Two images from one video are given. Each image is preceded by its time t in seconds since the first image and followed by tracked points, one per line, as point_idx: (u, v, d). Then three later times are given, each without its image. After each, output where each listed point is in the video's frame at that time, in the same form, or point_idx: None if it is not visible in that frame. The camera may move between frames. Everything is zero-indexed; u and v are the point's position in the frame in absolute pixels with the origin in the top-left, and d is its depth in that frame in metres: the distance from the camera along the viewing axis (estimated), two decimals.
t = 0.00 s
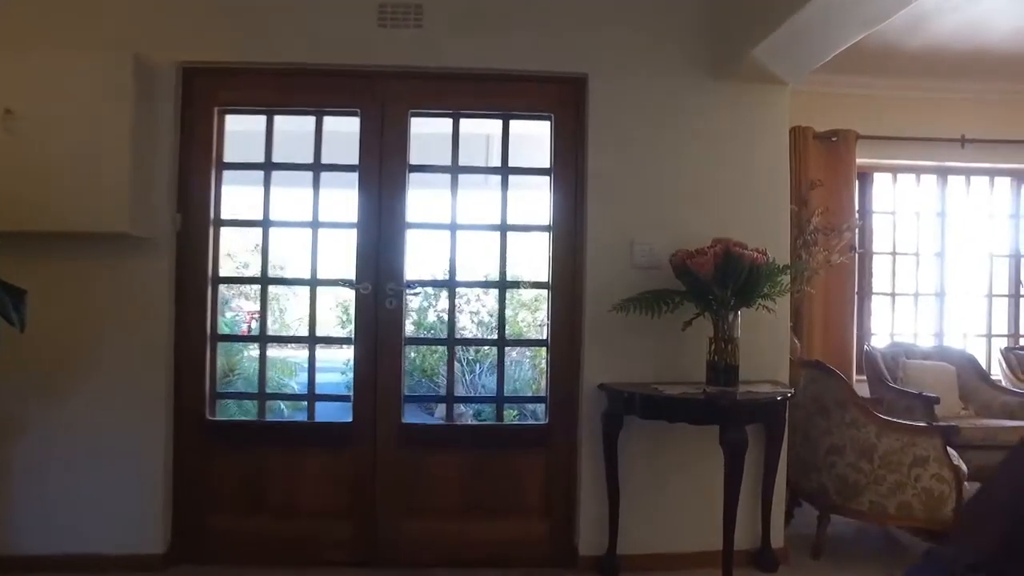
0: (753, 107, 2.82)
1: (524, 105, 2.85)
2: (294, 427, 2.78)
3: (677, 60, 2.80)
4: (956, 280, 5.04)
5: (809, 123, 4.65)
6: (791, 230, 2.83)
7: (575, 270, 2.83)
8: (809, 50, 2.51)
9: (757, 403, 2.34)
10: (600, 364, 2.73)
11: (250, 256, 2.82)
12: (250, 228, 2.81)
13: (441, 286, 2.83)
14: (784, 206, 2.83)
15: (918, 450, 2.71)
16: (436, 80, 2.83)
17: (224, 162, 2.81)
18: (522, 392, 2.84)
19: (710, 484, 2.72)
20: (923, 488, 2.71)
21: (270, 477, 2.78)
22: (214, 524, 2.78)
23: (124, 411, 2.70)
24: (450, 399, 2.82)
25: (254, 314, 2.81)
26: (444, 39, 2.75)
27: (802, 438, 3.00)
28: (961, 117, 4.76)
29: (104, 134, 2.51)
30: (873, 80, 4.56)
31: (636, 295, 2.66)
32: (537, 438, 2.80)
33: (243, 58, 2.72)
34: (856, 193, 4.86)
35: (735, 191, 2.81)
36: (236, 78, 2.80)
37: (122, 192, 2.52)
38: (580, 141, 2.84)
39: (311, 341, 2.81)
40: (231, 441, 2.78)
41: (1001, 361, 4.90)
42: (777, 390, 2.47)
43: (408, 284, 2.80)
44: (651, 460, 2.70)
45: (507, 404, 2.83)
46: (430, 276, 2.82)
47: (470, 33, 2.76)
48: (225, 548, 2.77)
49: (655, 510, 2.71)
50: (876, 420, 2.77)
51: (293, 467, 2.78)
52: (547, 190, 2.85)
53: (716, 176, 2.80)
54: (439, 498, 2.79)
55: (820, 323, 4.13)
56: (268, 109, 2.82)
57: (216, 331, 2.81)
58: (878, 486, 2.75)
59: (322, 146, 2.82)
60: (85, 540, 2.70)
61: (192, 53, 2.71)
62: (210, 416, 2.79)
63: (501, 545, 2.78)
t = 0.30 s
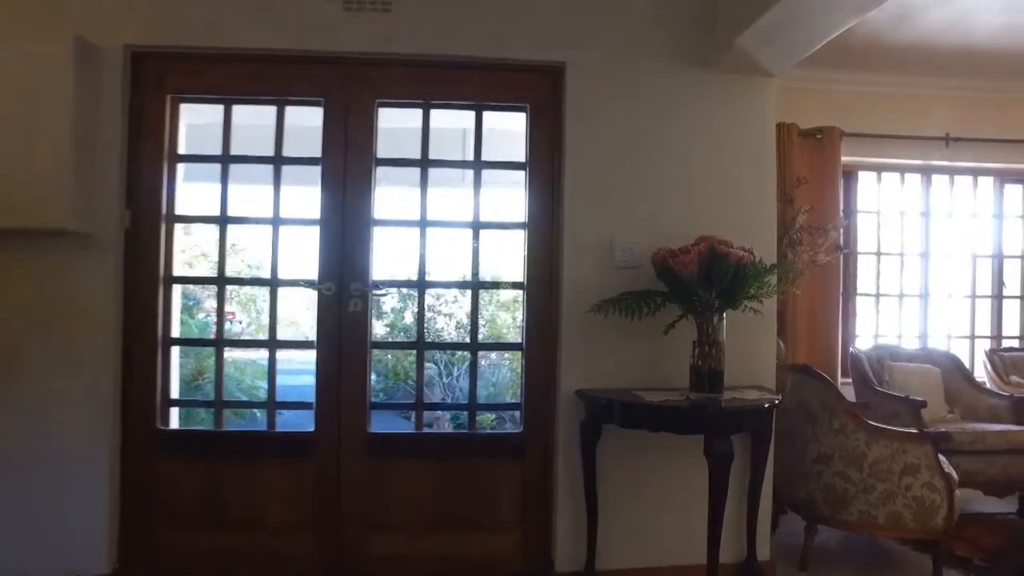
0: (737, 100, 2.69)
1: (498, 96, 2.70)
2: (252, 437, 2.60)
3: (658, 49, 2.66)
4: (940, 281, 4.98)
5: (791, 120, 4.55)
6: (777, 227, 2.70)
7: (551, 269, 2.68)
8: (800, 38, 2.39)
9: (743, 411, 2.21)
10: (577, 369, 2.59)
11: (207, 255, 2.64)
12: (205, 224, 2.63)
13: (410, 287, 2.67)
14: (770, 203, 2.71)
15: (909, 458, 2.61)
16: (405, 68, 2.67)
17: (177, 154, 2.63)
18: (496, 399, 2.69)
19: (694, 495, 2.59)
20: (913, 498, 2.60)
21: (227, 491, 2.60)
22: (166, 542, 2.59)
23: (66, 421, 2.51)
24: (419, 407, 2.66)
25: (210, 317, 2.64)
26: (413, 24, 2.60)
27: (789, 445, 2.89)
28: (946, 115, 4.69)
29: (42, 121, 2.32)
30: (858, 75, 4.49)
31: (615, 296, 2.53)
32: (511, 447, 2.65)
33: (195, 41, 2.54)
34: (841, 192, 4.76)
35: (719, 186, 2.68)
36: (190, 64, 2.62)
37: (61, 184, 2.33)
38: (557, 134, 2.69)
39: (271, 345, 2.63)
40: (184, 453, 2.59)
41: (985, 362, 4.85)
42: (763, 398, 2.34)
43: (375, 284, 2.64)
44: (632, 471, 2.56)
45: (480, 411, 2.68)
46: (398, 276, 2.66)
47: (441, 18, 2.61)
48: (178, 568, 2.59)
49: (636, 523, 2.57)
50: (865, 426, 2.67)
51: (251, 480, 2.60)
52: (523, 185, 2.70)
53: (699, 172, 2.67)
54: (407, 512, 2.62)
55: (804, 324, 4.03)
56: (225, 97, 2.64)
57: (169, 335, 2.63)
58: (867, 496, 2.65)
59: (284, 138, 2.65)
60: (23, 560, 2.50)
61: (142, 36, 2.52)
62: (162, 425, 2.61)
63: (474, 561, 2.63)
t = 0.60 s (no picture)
0: (716, 91, 2.58)
1: (466, 83, 2.56)
2: (201, 448, 2.42)
3: (633, 36, 2.54)
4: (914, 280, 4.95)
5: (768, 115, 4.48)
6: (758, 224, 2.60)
7: (522, 267, 2.54)
8: (783, 25, 2.29)
9: (724, 416, 2.10)
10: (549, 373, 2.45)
11: (153, 252, 2.45)
12: (152, 218, 2.44)
13: (372, 285, 2.51)
14: (752, 197, 2.60)
15: (892, 463, 2.52)
16: (367, 53, 2.51)
17: (120, 143, 2.44)
18: (465, 404, 2.54)
19: (672, 503, 2.47)
20: (895, 503, 2.52)
21: (173, 505, 2.42)
22: (106, 561, 2.40)
23: None
24: (382, 413, 2.50)
25: (156, 317, 2.45)
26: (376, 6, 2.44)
27: (769, 450, 2.80)
28: (921, 114, 4.68)
29: None
30: (834, 72, 4.45)
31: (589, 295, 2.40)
32: (480, 455, 2.51)
33: (140, 19, 2.35)
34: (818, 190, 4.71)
35: (698, 181, 2.57)
36: (134, 45, 2.43)
37: None
38: (528, 124, 2.56)
39: (223, 348, 2.46)
40: (126, 464, 2.40)
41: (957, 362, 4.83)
42: (744, 401, 2.24)
43: (335, 283, 2.48)
44: (607, 479, 2.44)
45: (448, 417, 2.53)
46: (360, 274, 2.51)
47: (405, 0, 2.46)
48: None
49: (611, 534, 2.44)
50: (847, 430, 2.58)
51: (200, 493, 2.42)
52: (493, 179, 2.56)
53: (677, 165, 2.56)
54: (369, 526, 2.47)
55: (781, 326, 3.98)
56: (173, 82, 2.46)
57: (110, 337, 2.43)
58: (849, 502, 2.56)
59: (236, 126, 2.48)
60: None
61: (79, 14, 2.33)
62: (102, 435, 2.41)
63: None
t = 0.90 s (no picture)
0: (687, 83, 2.49)
1: (425, 69, 2.42)
2: (135, 460, 2.23)
3: (601, 24, 2.43)
4: (875, 280, 4.97)
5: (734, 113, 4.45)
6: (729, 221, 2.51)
7: (485, 265, 2.41)
8: (754, 18, 2.22)
9: (696, 422, 2.01)
10: (513, 376, 2.33)
11: (83, 247, 2.25)
12: (81, 209, 2.25)
13: (325, 284, 2.35)
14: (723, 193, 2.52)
15: (862, 465, 2.48)
16: (319, 35, 2.36)
17: (45, 128, 2.24)
18: (424, 411, 2.40)
19: (640, 511, 2.37)
20: (866, 506, 2.48)
21: (104, 522, 2.22)
22: None
23: None
24: (335, 421, 2.34)
25: (84, 318, 2.24)
26: None
27: (740, 454, 2.72)
28: (882, 114, 4.74)
29: None
30: (800, 70, 4.45)
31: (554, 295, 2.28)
32: (440, 464, 2.38)
33: None
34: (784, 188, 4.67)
35: (691, 178, 2.49)
36: (62, 21, 2.24)
37: None
38: (492, 114, 2.43)
39: (161, 353, 2.27)
40: (51, 478, 2.20)
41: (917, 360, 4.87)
42: (717, 405, 2.17)
43: (285, 280, 2.32)
44: (573, 487, 2.32)
45: (405, 425, 2.39)
46: (311, 272, 2.34)
47: None
48: None
49: (577, 545, 2.33)
50: (818, 433, 2.53)
51: (134, 508, 2.23)
52: (453, 172, 2.43)
53: (646, 159, 2.46)
54: (321, 541, 2.31)
55: (748, 329, 3.99)
56: (105, 62, 2.27)
57: (35, 340, 2.23)
58: (821, 506, 2.51)
59: (176, 112, 2.29)
60: None
61: None
62: (24, 448, 2.21)
63: None
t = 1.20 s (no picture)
0: (643, 78, 2.42)
1: (368, 56, 2.27)
2: (43, 482, 2.02)
3: (555, 13, 2.33)
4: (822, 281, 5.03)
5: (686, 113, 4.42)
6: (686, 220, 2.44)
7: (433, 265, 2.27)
8: (713, 11, 2.16)
9: (652, 431, 1.94)
10: (463, 383, 2.21)
11: None
12: None
13: (260, 286, 2.18)
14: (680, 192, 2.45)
15: (818, 469, 2.47)
16: (253, 16, 2.19)
17: None
18: (368, 420, 2.27)
19: (595, 522, 2.27)
20: (821, 510, 2.46)
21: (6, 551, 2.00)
22: None
23: None
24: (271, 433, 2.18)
25: None
26: None
27: (696, 461, 2.67)
28: (830, 118, 4.81)
29: None
30: (752, 70, 4.47)
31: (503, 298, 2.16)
32: (384, 477, 2.25)
33: None
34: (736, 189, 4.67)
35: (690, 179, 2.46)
36: None
37: None
38: (439, 105, 2.30)
39: (73, 363, 2.06)
40: None
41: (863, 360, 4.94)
42: (675, 411, 2.12)
43: (215, 281, 2.14)
44: (526, 499, 2.21)
45: (348, 436, 2.25)
46: (245, 273, 2.17)
47: None
48: None
49: (530, 560, 2.22)
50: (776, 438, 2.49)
51: (43, 533, 2.02)
52: (398, 166, 2.29)
53: (600, 155, 2.37)
54: (256, 562, 2.16)
55: (700, 332, 3.98)
56: (9, 40, 2.05)
57: None
58: (777, 512, 2.48)
59: (91, 97, 2.09)
60: None
61: None
62: None
63: None
